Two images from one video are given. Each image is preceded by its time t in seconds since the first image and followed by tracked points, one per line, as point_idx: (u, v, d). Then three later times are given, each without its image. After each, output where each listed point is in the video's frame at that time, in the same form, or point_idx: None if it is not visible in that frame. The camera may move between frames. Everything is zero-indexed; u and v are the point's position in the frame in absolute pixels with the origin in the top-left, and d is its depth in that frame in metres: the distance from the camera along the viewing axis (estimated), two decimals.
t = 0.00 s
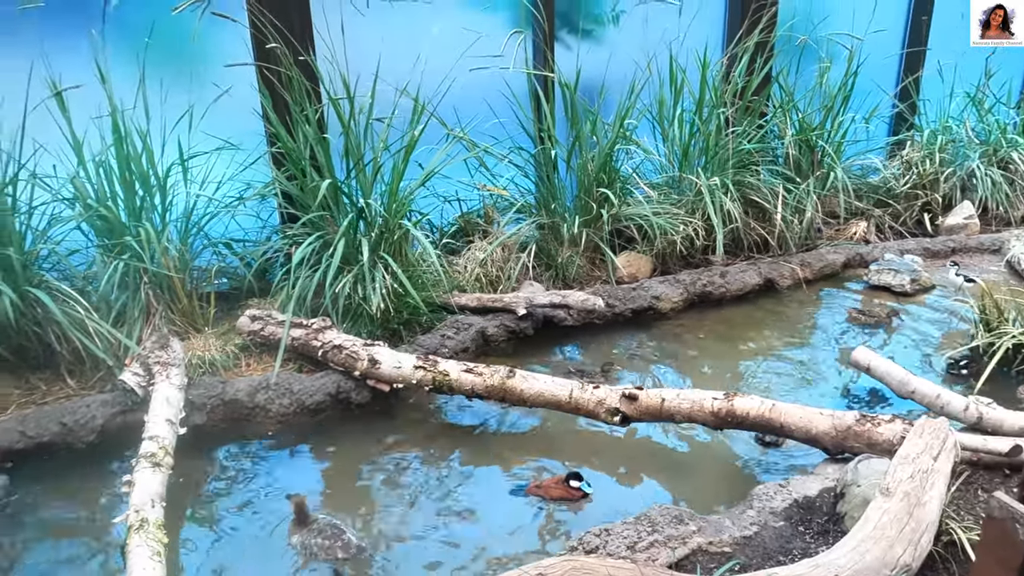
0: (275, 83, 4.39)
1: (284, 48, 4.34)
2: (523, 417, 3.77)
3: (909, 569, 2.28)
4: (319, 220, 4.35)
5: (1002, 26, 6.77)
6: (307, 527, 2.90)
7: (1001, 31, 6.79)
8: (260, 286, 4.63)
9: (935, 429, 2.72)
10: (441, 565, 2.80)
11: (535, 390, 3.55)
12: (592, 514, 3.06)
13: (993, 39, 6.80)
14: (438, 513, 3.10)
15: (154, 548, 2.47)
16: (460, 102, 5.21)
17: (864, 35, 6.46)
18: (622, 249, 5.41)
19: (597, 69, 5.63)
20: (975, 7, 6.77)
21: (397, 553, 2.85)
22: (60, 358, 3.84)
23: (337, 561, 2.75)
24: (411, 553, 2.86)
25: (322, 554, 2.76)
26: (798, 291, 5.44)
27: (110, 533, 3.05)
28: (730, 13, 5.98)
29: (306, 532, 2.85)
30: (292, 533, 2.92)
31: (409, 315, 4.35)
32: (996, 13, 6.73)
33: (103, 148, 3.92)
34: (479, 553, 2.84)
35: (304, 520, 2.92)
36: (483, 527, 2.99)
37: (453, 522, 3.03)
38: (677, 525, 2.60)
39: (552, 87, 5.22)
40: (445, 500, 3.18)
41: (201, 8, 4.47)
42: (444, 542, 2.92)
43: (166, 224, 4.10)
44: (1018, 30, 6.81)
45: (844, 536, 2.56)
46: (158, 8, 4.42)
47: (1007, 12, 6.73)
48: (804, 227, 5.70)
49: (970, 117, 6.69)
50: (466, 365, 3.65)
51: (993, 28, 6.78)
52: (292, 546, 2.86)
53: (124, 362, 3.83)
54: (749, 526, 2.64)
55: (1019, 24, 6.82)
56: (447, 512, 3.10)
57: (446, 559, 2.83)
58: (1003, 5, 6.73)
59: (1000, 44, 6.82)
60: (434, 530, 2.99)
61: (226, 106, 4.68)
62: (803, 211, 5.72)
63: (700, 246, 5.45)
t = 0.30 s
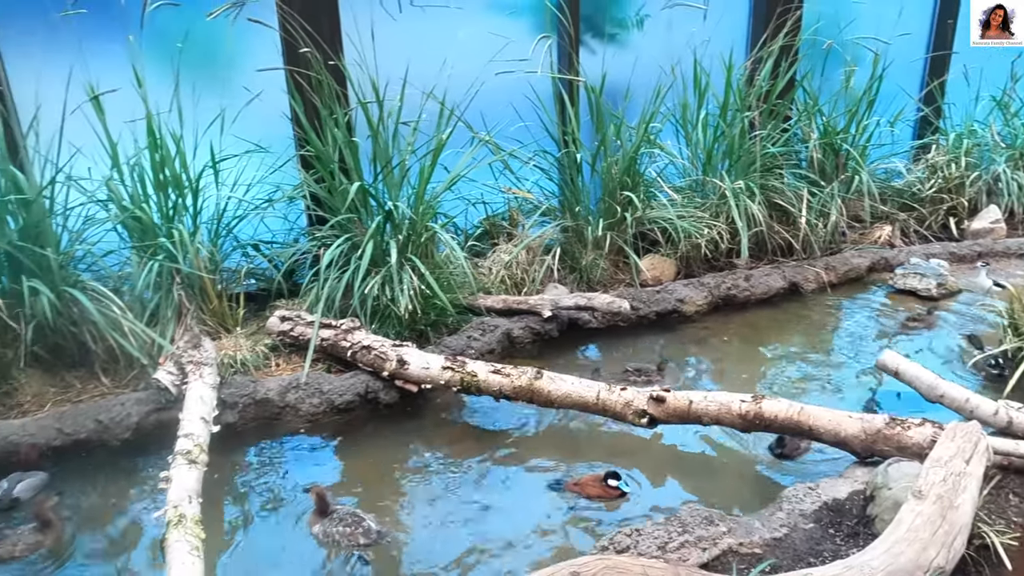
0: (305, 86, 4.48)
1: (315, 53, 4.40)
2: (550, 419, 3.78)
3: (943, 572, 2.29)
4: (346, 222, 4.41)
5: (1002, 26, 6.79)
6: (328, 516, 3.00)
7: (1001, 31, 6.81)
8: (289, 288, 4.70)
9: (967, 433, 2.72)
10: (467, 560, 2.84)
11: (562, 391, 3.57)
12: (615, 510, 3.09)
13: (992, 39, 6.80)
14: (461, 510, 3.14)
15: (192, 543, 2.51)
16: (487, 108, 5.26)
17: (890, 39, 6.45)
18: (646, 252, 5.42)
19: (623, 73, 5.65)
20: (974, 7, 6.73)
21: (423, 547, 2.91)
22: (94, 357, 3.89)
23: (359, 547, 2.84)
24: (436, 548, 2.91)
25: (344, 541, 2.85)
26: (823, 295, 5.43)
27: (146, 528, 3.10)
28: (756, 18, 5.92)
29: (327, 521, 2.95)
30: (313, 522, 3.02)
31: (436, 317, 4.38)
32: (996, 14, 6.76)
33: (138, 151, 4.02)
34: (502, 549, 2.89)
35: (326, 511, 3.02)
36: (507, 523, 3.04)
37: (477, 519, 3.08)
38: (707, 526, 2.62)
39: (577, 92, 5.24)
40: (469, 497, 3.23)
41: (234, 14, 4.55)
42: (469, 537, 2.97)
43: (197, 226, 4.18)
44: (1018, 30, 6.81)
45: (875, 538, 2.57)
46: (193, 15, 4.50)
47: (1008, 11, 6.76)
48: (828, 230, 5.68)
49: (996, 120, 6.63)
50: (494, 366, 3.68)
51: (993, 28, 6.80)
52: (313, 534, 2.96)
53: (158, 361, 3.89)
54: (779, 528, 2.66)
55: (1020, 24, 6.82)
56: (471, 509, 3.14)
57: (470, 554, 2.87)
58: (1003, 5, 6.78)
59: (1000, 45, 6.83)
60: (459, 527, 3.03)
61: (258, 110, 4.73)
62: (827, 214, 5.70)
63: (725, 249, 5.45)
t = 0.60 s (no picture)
0: (337, 85, 4.53)
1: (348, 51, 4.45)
2: (580, 414, 3.79)
3: (984, 569, 2.27)
4: (377, 220, 4.45)
5: (1001, 26, 6.34)
6: (352, 501, 3.09)
7: (1000, 31, 6.35)
8: (320, 284, 4.75)
9: (1006, 432, 2.71)
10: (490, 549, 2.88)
11: (594, 388, 3.59)
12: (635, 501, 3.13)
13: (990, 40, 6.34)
14: (484, 502, 3.17)
15: (232, 532, 2.54)
16: (517, 108, 5.29)
17: (920, 38, 6.39)
18: (673, 251, 5.42)
19: (652, 73, 5.65)
20: (972, 7, 6.31)
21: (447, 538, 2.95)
22: (131, 351, 3.96)
23: (385, 529, 2.94)
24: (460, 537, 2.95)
25: (370, 524, 2.95)
26: (852, 295, 5.39)
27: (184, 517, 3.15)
28: (784, 17, 5.89)
29: (352, 506, 3.04)
30: (336, 508, 3.10)
31: (466, 314, 4.42)
32: (994, 14, 6.30)
33: (173, 149, 4.08)
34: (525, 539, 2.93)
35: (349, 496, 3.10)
36: (528, 515, 3.08)
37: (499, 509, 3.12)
38: (742, 522, 2.63)
39: (605, 91, 5.25)
40: (492, 488, 3.27)
41: (270, 14, 4.61)
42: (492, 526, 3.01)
43: (230, 223, 4.22)
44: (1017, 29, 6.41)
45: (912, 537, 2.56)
46: (230, 15, 4.57)
47: (1004, 12, 6.30)
48: (857, 230, 5.63)
49: None
50: (525, 363, 3.71)
51: (992, 28, 6.33)
52: (338, 518, 3.05)
53: (193, 355, 3.94)
54: (814, 525, 2.65)
55: (1019, 24, 6.40)
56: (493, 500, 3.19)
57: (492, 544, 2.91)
58: (1002, 5, 6.31)
59: (1002, 45, 6.41)
60: (481, 517, 3.07)
61: (291, 109, 4.79)
62: (856, 214, 5.66)
63: (753, 248, 5.43)
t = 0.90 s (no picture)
0: (364, 86, 4.56)
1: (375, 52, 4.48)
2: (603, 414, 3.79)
3: None
4: (401, 221, 4.47)
5: (1004, 26, 6.25)
6: (366, 495, 3.14)
7: (1001, 31, 6.26)
8: (344, 284, 4.79)
9: None
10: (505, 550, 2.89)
11: (618, 390, 3.58)
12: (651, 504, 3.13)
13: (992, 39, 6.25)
14: (501, 502, 3.19)
15: (261, 528, 2.56)
16: (541, 108, 5.29)
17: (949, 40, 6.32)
18: (697, 253, 5.40)
19: (677, 74, 5.64)
20: (973, 6, 6.24)
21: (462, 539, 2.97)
22: (158, 349, 4.01)
23: (401, 521, 3.01)
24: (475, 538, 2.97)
25: (385, 516, 3.00)
26: (877, 299, 5.34)
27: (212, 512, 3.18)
28: (810, 18, 5.86)
29: (367, 499, 3.10)
30: (351, 501, 3.16)
31: (490, 315, 4.43)
32: (996, 13, 6.22)
33: (202, 149, 4.12)
34: (541, 539, 2.93)
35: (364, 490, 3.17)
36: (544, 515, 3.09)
37: (515, 510, 3.13)
38: (770, 526, 2.61)
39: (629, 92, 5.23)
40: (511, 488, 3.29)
41: (298, 16, 4.65)
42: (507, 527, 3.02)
43: (257, 222, 4.25)
44: (1019, 30, 6.29)
45: (942, 543, 2.54)
46: (258, 17, 4.61)
47: (1008, 11, 6.22)
48: (883, 233, 5.58)
49: None
50: (549, 364, 3.71)
51: (993, 28, 6.25)
52: (352, 513, 3.09)
53: (220, 353, 3.98)
54: (843, 530, 2.64)
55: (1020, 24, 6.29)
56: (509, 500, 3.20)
57: (505, 545, 2.92)
58: (1003, 4, 6.23)
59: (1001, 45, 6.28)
60: (499, 514, 3.11)
61: (317, 110, 4.83)
62: (882, 217, 5.60)
63: (778, 251, 5.40)
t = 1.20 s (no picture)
0: (386, 83, 4.56)
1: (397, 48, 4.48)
2: (624, 412, 3.77)
3: None
4: (422, 217, 4.48)
5: (1004, 27, 5.81)
6: (378, 484, 3.17)
7: (1001, 32, 5.83)
8: (365, 280, 4.80)
9: None
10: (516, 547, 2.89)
11: (639, 388, 3.56)
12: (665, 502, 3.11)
13: (992, 40, 5.83)
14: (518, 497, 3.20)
15: (283, 521, 2.56)
16: (562, 105, 5.27)
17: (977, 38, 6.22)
18: (718, 252, 5.36)
19: (700, 71, 5.61)
20: (972, 6, 5.83)
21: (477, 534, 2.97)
22: (181, 343, 4.04)
23: (411, 509, 3.05)
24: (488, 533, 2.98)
25: (396, 505, 3.04)
26: (901, 299, 5.28)
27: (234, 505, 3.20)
28: (834, 15, 5.80)
29: (378, 488, 3.13)
30: (363, 490, 3.19)
31: (510, 312, 4.42)
32: (997, 13, 5.81)
33: (224, 144, 4.15)
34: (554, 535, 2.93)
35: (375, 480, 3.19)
36: (559, 510, 3.09)
37: (529, 505, 3.14)
38: (793, 527, 2.59)
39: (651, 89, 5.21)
40: (530, 484, 3.29)
41: (321, 12, 4.67)
42: (521, 522, 3.03)
43: (278, 217, 4.26)
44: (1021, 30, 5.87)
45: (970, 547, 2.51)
46: (282, 13, 4.63)
47: (1009, 11, 5.80)
48: (908, 233, 5.50)
49: None
50: (570, 361, 3.69)
51: (993, 28, 5.81)
52: (363, 501, 3.13)
53: (242, 348, 3.99)
54: (868, 531, 2.60)
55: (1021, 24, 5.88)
56: (523, 497, 3.20)
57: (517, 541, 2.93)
58: (1003, 5, 5.80)
59: (1001, 46, 5.87)
60: (515, 510, 3.12)
61: (339, 106, 4.84)
62: (907, 217, 5.52)
63: (800, 250, 5.35)
